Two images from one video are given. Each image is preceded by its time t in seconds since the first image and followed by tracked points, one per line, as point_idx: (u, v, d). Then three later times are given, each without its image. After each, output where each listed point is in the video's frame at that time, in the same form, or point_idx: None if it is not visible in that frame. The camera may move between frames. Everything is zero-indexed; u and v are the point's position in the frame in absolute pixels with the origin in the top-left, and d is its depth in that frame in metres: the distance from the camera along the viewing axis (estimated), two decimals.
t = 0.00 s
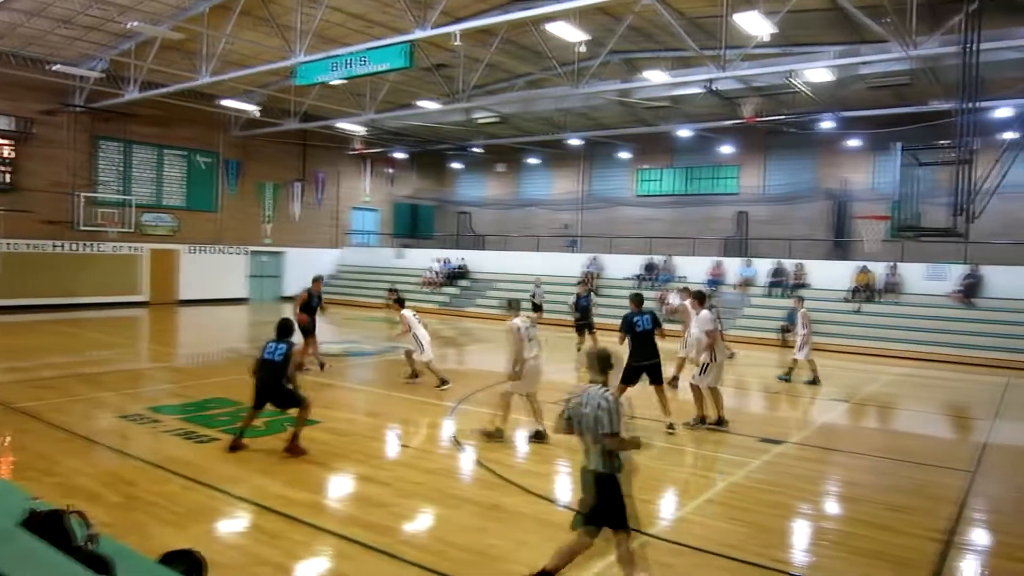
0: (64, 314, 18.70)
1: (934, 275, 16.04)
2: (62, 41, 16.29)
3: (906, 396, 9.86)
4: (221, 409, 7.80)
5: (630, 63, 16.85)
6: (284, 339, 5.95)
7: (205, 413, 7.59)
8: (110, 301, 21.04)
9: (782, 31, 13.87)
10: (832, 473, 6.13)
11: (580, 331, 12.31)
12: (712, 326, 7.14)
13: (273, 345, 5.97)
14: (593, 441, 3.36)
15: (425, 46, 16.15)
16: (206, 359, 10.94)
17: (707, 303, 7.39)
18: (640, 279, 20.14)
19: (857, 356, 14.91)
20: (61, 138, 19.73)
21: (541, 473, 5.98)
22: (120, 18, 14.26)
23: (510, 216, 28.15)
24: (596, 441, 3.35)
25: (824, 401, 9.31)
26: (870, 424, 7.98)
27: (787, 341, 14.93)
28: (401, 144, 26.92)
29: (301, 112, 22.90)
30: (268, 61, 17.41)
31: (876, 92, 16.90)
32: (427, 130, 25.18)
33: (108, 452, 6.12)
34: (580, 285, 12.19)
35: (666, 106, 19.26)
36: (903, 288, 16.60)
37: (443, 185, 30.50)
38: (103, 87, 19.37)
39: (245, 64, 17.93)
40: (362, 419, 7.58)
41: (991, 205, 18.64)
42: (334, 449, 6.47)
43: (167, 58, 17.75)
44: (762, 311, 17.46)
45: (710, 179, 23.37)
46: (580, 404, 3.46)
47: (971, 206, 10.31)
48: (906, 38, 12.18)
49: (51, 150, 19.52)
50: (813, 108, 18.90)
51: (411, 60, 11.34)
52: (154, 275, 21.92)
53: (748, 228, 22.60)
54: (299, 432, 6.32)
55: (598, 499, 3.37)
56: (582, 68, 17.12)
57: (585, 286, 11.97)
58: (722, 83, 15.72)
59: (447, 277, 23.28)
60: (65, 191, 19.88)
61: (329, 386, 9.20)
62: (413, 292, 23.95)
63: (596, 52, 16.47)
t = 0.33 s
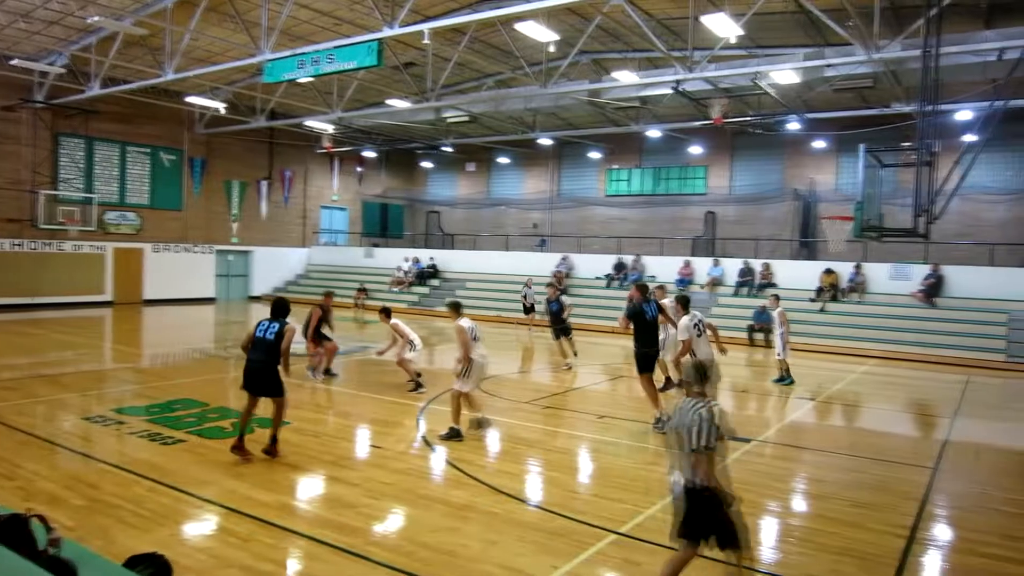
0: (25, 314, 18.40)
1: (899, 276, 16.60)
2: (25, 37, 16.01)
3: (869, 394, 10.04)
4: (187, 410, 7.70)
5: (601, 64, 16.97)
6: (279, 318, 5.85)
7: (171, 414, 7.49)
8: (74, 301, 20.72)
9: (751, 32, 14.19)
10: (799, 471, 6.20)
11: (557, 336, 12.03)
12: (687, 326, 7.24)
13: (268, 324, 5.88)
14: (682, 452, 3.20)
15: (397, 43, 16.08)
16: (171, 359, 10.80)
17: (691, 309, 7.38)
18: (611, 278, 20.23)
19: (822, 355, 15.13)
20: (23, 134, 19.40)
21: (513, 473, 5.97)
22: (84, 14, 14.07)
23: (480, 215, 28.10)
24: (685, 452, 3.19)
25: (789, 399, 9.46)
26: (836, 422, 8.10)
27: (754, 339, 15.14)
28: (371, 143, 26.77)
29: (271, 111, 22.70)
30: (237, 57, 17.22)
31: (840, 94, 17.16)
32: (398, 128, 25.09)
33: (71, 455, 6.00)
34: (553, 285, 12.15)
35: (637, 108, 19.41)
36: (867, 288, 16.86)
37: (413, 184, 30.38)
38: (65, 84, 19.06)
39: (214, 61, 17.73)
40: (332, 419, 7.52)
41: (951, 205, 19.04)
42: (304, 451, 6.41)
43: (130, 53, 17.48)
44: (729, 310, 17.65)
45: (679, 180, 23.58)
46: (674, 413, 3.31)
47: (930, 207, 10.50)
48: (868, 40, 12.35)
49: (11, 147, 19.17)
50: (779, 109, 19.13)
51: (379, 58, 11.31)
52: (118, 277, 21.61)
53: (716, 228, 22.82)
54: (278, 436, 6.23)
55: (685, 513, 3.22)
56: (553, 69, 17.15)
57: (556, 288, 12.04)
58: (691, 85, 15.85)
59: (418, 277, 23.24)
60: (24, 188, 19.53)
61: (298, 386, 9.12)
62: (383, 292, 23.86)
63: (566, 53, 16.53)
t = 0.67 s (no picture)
0: None
1: (876, 276, 16.78)
2: None
3: (845, 392, 10.16)
4: (163, 411, 7.61)
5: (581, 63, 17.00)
6: (296, 332, 5.50)
7: (147, 415, 7.40)
8: (48, 300, 20.46)
9: (730, 33, 14.31)
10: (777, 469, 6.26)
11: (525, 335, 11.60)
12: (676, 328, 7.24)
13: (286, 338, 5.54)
14: (770, 459, 3.34)
15: (377, 41, 16.04)
16: (147, 359, 10.69)
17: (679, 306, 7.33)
18: (591, 278, 20.26)
19: (799, 353, 15.27)
20: None
21: (493, 472, 5.97)
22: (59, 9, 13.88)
23: (460, 214, 28.02)
24: (776, 460, 3.32)
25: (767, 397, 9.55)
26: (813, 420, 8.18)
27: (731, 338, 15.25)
28: (350, 142, 26.64)
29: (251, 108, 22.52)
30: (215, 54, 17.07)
31: (817, 95, 17.34)
32: (377, 127, 24.98)
33: (45, 456, 5.91)
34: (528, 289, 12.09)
35: (617, 108, 19.47)
36: (844, 287, 17.02)
37: (393, 183, 30.13)
38: (40, 79, 18.80)
39: (192, 57, 17.57)
40: (311, 419, 7.48)
41: (926, 205, 19.31)
42: (283, 451, 6.36)
43: (105, 49, 17.26)
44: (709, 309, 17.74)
45: (658, 179, 23.70)
46: (754, 419, 3.43)
47: (904, 208, 10.64)
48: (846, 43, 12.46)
49: None
50: (757, 109, 19.28)
51: (358, 56, 11.25)
52: (93, 276, 21.35)
53: (695, 227, 22.95)
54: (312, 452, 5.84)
55: (771, 514, 3.42)
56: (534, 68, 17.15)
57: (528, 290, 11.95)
58: (670, 86, 15.97)
59: (398, 276, 23.17)
60: None
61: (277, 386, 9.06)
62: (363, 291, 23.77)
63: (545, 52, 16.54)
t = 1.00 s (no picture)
0: None
1: (853, 275, 16.94)
2: None
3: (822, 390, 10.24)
4: (141, 411, 7.53)
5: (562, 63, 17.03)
6: (330, 317, 5.47)
7: (125, 415, 7.33)
8: (23, 301, 20.24)
9: (710, 34, 14.41)
10: (756, 467, 6.30)
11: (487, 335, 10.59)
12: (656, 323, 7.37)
13: (322, 323, 5.53)
14: (824, 464, 3.43)
15: (358, 40, 16.00)
16: (125, 360, 10.58)
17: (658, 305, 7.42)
18: (572, 277, 20.29)
19: (779, 353, 15.38)
20: None
21: (474, 472, 5.96)
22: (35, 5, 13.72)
23: (441, 213, 27.95)
24: (830, 465, 3.42)
25: (746, 396, 9.60)
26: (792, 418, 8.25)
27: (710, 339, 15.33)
28: (332, 141, 26.52)
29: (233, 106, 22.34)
30: (195, 52, 16.93)
31: (796, 96, 17.50)
32: (359, 126, 24.88)
33: (19, 458, 5.84)
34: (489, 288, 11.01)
35: (600, 107, 19.50)
36: (822, 286, 17.15)
37: (374, 182, 30.20)
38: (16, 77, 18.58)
39: (172, 55, 17.44)
40: (292, 419, 7.45)
41: (903, 206, 19.52)
42: (263, 452, 6.32)
43: (82, 46, 17.08)
44: (689, 309, 17.82)
45: (640, 179, 23.79)
46: (802, 426, 3.51)
47: (880, 208, 10.73)
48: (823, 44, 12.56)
49: None
50: (736, 110, 19.39)
51: (339, 55, 11.20)
52: (69, 275, 21.16)
53: (676, 227, 23.06)
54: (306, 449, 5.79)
55: (822, 518, 3.50)
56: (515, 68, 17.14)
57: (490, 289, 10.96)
58: (651, 86, 16.05)
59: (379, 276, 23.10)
60: None
61: (257, 386, 9.00)
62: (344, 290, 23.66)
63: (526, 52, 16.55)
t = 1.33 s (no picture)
0: None
1: (842, 275, 17.07)
2: None
3: (811, 390, 10.28)
4: (129, 411, 7.48)
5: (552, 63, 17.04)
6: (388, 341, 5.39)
7: (113, 416, 7.27)
8: (10, 300, 20.08)
9: (700, 34, 14.47)
10: (746, 466, 6.32)
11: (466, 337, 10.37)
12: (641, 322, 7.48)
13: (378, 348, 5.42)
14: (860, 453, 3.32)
15: (348, 39, 15.95)
16: (112, 360, 10.51)
17: (653, 305, 7.38)
18: (562, 277, 20.31)
19: (767, 352, 15.44)
20: None
21: (464, 472, 5.95)
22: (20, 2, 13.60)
23: (431, 212, 27.89)
24: (867, 455, 3.31)
25: (737, 396, 9.63)
26: (784, 418, 8.28)
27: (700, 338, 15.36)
28: (321, 139, 26.44)
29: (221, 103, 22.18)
30: (183, 49, 16.81)
31: (786, 97, 17.60)
32: (348, 124, 24.80)
33: (6, 459, 5.79)
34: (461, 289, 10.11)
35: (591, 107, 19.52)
36: (810, 286, 17.27)
37: (364, 181, 30.16)
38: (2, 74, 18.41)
39: (160, 53, 17.33)
40: (282, 419, 7.42)
41: (892, 206, 19.65)
42: (253, 452, 6.29)
43: (69, 43, 16.94)
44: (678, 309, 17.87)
45: (630, 179, 23.85)
46: (837, 415, 3.41)
47: (869, 208, 10.80)
48: (813, 45, 12.63)
49: None
50: (727, 109, 19.45)
51: (329, 54, 11.17)
52: (56, 274, 21.00)
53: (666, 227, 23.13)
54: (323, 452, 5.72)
55: (851, 509, 3.39)
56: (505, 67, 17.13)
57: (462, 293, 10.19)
58: (641, 86, 16.10)
59: (368, 275, 23.05)
60: None
61: (247, 386, 8.95)
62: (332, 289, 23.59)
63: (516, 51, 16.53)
